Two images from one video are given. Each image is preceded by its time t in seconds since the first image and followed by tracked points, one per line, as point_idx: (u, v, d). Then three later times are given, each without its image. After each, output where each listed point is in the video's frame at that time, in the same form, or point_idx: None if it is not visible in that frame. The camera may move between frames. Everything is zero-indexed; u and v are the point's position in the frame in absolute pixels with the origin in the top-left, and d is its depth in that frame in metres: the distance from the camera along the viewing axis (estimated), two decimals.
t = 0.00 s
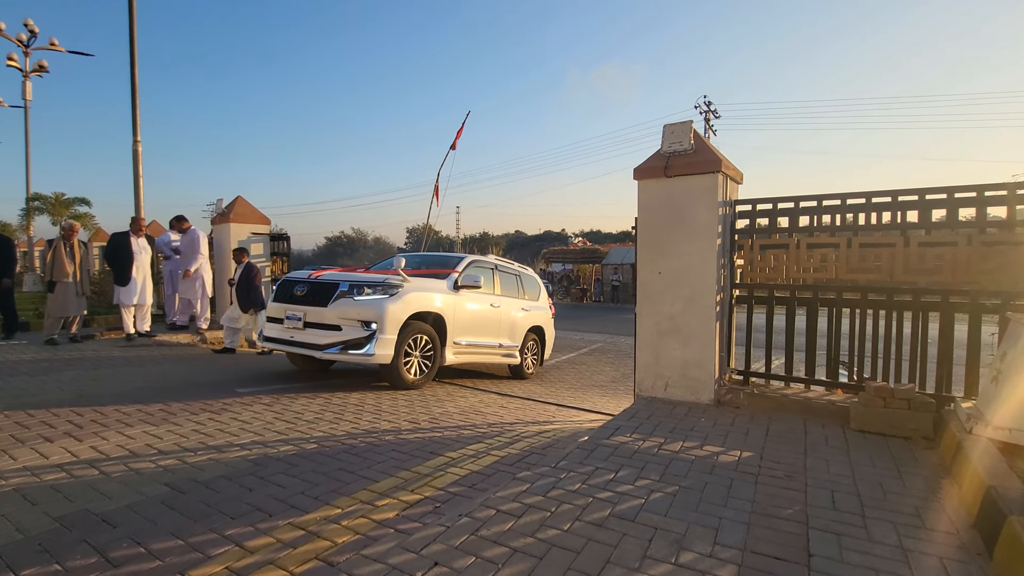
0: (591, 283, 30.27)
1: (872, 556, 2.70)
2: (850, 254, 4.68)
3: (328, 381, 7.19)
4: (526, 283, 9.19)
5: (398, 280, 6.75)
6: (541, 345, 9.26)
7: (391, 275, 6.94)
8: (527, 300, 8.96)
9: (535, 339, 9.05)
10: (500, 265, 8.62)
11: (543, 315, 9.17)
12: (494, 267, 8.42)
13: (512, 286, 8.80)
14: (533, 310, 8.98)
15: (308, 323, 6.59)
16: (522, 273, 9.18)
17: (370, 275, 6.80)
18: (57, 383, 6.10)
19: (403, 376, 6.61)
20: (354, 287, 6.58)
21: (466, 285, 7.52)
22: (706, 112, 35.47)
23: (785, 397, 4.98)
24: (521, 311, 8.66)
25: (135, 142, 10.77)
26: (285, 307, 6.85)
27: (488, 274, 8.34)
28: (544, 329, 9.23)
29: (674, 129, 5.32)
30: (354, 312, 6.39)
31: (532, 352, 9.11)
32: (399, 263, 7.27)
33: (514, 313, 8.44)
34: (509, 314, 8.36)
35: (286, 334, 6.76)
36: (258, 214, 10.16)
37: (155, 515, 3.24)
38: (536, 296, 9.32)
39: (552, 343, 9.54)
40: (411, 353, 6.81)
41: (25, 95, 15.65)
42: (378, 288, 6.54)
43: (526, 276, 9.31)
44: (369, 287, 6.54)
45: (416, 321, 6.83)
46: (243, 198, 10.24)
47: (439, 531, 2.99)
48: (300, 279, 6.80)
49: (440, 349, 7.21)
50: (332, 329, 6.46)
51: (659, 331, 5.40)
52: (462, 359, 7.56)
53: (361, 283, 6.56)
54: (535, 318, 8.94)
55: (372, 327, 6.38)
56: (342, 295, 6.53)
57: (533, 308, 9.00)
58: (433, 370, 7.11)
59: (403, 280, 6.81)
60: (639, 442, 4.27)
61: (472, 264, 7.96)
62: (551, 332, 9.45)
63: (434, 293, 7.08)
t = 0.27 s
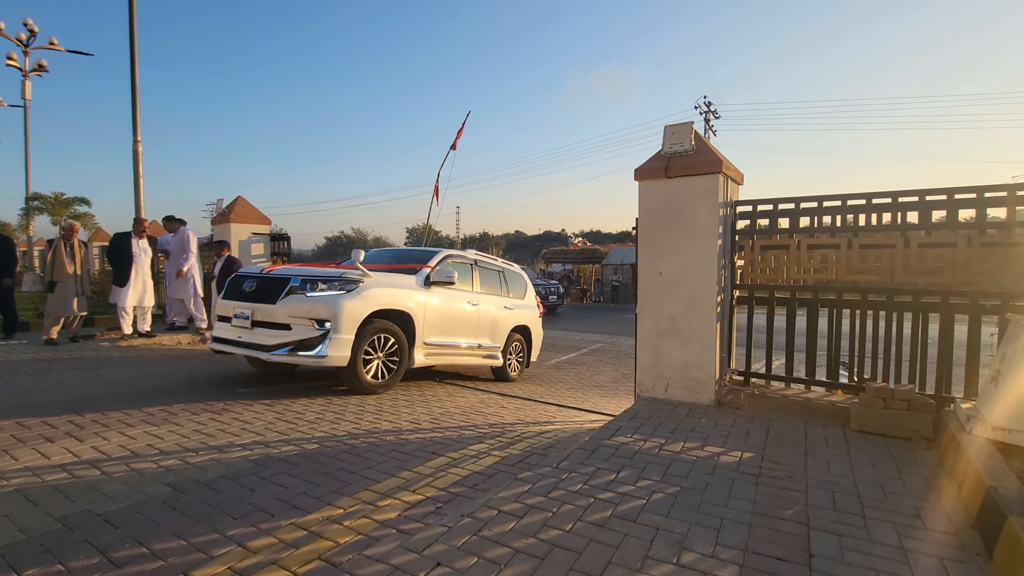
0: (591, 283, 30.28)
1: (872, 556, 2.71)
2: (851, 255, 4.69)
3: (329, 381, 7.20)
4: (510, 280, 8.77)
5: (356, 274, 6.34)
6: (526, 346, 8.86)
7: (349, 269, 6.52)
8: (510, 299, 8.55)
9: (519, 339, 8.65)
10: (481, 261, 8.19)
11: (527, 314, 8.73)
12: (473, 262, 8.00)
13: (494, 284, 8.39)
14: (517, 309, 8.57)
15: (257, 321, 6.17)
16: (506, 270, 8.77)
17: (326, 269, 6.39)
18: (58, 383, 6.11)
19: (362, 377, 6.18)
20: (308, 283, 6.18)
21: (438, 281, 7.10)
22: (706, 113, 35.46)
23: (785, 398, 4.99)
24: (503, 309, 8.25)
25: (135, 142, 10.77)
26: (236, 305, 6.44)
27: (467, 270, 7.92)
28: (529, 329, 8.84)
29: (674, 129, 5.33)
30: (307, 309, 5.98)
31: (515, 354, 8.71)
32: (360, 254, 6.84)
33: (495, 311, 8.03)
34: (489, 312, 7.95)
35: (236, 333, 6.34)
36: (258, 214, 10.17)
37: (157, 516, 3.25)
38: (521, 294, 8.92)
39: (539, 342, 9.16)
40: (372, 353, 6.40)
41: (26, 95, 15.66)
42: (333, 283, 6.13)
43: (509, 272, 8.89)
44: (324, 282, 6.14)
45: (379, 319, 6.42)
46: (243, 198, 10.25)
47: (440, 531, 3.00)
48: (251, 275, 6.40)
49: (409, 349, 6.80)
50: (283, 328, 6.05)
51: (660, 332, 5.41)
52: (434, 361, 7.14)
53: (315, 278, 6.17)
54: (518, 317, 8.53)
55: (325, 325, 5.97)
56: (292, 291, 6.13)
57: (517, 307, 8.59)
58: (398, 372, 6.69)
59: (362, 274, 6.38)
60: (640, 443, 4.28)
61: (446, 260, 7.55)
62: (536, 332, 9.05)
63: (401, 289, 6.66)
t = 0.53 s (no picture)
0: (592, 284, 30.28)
1: (872, 560, 2.71)
2: (852, 257, 4.69)
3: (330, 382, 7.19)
4: (492, 277, 8.32)
5: (305, 270, 5.89)
6: (509, 347, 8.43)
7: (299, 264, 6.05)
8: (492, 296, 8.11)
9: (501, 339, 8.21)
10: (458, 255, 7.75)
11: (510, 313, 8.28)
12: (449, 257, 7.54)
13: (475, 280, 7.94)
14: (498, 307, 8.12)
15: (194, 320, 5.70)
16: (488, 266, 8.32)
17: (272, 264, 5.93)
18: (59, 382, 6.12)
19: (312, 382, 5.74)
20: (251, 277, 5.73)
21: (404, 276, 6.65)
22: (707, 114, 35.47)
23: (786, 401, 4.99)
24: (482, 307, 7.81)
25: (136, 142, 10.78)
26: (175, 302, 5.98)
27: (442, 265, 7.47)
28: (513, 328, 8.41)
29: (675, 132, 5.32)
30: (247, 306, 5.52)
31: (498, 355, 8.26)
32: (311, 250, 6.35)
33: (473, 309, 7.59)
34: (466, 310, 7.51)
35: (174, 333, 5.87)
36: (259, 215, 10.18)
37: (157, 517, 3.26)
38: (504, 291, 8.48)
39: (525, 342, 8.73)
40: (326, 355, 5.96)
41: (27, 95, 15.68)
42: (276, 279, 5.68)
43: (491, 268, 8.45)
44: (267, 277, 5.69)
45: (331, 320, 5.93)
46: (244, 199, 10.25)
47: (441, 534, 3.00)
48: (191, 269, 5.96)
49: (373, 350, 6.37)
50: (221, 327, 5.57)
51: (660, 334, 5.41)
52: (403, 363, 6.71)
53: (258, 273, 5.72)
54: (500, 315, 8.08)
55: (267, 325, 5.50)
56: (232, 286, 5.66)
57: (498, 305, 8.14)
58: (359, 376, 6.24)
59: (312, 270, 5.93)
60: (640, 445, 4.28)
61: (416, 254, 7.09)
62: (521, 331, 8.62)
63: (362, 286, 6.20)
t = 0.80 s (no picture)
0: (592, 285, 30.28)
1: (873, 563, 2.71)
2: (853, 260, 4.69)
3: (330, 382, 7.19)
4: (470, 271, 7.85)
5: (237, 263, 5.39)
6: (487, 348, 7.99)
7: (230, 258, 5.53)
8: (467, 292, 7.64)
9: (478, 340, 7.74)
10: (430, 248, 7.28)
11: (488, 311, 7.80)
12: (417, 250, 7.06)
13: (449, 275, 7.47)
14: (474, 304, 7.65)
15: (112, 319, 5.18)
16: (465, 260, 7.86)
17: (200, 256, 5.41)
18: (60, 381, 6.13)
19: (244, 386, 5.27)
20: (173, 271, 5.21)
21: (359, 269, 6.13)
22: (708, 116, 35.50)
23: (787, 403, 4.99)
24: (456, 304, 7.34)
25: (138, 142, 10.80)
26: (96, 299, 5.46)
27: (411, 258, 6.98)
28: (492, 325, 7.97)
29: (677, 133, 5.32)
30: (168, 303, 5.02)
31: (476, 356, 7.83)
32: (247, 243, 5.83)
33: (444, 306, 7.13)
34: (436, 308, 7.04)
35: (93, 333, 5.36)
36: (260, 214, 10.18)
37: (158, 516, 3.26)
38: (483, 287, 8.02)
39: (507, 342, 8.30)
40: (262, 357, 5.47)
41: (29, 93, 15.68)
42: (201, 274, 5.17)
43: (470, 262, 7.98)
44: (192, 270, 5.18)
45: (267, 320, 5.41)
46: (245, 198, 10.26)
47: (441, 535, 3.00)
48: (113, 263, 5.45)
49: (327, 349, 5.91)
50: (139, 327, 5.05)
51: (661, 335, 5.41)
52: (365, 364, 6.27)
53: (183, 266, 5.20)
54: (476, 312, 7.61)
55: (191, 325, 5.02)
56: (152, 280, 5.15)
57: (474, 302, 7.67)
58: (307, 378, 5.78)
59: (245, 263, 5.43)
60: (640, 447, 4.28)
61: (377, 245, 6.62)
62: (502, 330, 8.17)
63: (311, 280, 5.73)
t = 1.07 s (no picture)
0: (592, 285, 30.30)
1: (872, 566, 2.70)
2: (853, 261, 4.68)
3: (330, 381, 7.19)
4: (428, 261, 7.33)
5: (118, 253, 4.67)
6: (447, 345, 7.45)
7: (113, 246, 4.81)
8: (427, 283, 7.14)
9: (433, 335, 7.19)
10: (380, 235, 6.77)
11: (445, 304, 7.25)
12: (363, 238, 6.55)
13: (405, 264, 6.98)
14: (434, 297, 7.13)
15: None
16: (425, 249, 7.36)
17: (74, 244, 4.67)
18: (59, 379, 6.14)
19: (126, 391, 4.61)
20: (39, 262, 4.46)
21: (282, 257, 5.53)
22: (709, 115, 35.67)
23: (786, 404, 4.98)
24: (410, 295, 6.84)
25: (139, 140, 10.80)
26: None
27: (355, 246, 6.47)
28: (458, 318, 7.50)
29: (677, 134, 5.32)
30: (27, 299, 4.28)
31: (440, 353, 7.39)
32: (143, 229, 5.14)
33: (394, 299, 6.61)
34: (382, 301, 6.50)
35: None
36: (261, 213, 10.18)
37: (156, 515, 3.26)
38: (447, 278, 7.51)
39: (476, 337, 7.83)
40: (154, 361, 4.80)
41: (30, 91, 15.69)
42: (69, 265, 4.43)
43: (430, 251, 7.47)
44: (59, 261, 4.44)
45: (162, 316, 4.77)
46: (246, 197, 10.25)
47: (439, 535, 3.00)
48: None
49: (242, 349, 5.33)
50: None
51: (661, 336, 5.41)
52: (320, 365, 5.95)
53: (50, 255, 4.46)
54: (434, 306, 7.10)
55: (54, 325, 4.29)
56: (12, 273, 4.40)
57: (434, 294, 7.14)
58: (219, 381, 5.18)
59: (130, 252, 4.73)
60: (640, 448, 4.28)
61: (312, 231, 6.08)
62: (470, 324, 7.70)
63: (229, 272, 5.20)
